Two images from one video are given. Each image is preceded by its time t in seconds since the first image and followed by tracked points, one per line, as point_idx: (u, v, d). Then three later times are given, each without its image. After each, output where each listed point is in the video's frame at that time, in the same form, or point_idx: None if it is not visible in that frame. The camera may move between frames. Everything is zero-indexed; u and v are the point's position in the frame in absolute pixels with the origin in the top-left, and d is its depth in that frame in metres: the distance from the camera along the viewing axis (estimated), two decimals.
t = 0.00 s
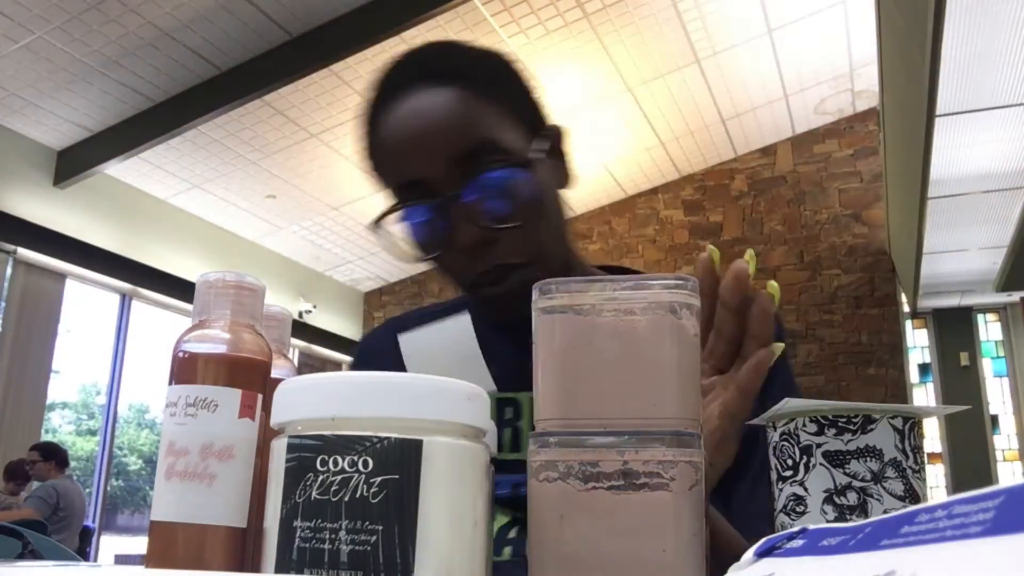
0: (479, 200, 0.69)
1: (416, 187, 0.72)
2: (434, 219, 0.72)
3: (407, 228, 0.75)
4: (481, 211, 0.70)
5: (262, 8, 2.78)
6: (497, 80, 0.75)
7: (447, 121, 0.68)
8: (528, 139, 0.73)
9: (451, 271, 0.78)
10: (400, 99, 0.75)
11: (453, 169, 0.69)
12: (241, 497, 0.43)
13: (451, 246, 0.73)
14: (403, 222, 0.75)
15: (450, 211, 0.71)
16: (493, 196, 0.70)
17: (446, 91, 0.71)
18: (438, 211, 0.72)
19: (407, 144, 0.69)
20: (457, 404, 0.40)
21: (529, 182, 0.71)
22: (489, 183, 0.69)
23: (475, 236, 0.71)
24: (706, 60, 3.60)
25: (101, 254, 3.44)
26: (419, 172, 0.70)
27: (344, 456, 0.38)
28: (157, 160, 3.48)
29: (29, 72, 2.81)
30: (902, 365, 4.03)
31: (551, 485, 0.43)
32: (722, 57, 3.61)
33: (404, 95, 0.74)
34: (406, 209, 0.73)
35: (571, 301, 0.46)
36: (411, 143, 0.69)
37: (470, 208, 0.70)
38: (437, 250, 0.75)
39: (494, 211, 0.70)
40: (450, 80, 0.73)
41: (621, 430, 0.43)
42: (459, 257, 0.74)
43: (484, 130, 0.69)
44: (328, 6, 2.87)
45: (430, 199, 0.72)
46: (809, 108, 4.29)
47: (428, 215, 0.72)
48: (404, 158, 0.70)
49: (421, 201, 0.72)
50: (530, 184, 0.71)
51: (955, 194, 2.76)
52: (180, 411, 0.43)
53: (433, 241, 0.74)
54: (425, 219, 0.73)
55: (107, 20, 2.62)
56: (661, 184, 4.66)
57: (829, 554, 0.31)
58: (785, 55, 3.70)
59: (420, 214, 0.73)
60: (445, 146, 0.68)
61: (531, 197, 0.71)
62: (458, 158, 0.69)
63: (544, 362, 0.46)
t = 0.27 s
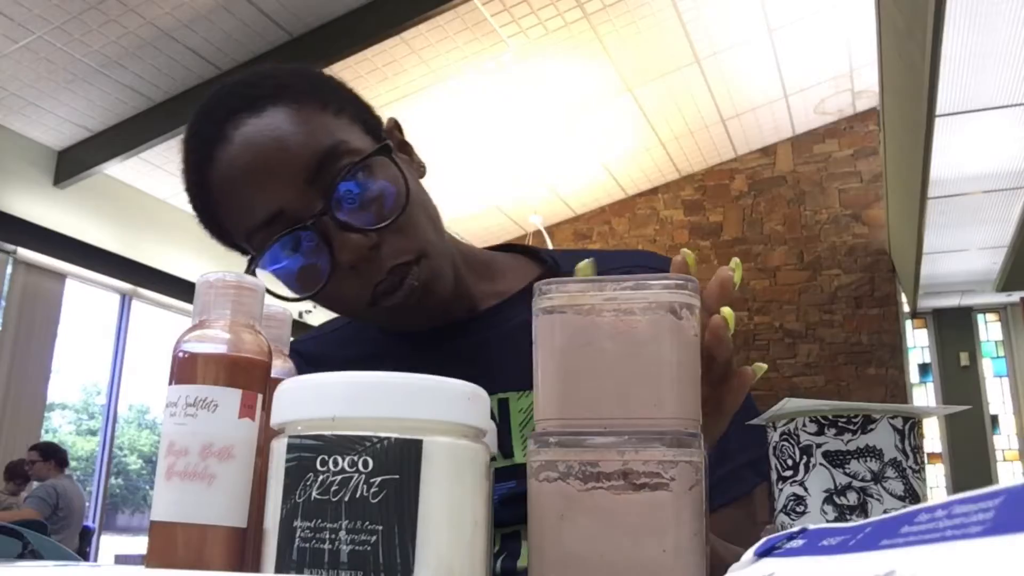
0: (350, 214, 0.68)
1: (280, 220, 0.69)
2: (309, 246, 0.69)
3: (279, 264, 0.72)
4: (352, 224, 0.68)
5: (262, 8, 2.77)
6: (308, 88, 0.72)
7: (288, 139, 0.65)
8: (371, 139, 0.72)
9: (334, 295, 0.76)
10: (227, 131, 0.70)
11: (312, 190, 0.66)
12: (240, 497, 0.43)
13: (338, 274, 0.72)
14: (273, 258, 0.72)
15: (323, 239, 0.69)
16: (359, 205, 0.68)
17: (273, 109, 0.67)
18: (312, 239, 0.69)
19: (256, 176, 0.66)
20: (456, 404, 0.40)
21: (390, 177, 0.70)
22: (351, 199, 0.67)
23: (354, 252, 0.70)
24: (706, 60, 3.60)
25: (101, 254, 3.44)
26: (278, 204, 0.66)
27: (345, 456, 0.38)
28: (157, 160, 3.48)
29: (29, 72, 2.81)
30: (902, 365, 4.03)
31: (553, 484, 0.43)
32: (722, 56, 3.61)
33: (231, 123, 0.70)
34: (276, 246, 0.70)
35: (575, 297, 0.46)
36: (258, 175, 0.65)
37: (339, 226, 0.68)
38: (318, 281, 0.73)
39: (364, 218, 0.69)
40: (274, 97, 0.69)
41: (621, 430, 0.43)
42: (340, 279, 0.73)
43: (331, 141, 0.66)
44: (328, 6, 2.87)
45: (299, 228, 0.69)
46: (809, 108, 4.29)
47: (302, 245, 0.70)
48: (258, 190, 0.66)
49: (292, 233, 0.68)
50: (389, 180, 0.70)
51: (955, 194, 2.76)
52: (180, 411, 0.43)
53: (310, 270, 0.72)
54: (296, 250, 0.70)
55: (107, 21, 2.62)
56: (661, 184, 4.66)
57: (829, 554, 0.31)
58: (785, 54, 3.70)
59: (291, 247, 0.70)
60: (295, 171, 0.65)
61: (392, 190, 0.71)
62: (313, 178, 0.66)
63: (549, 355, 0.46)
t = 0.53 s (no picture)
0: (489, 191, 0.73)
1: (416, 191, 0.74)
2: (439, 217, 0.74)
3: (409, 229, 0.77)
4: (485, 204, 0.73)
5: (262, 8, 2.78)
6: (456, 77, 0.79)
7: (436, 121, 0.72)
8: (508, 127, 0.77)
9: (454, 276, 0.80)
10: (373, 108, 0.76)
11: (453, 167, 0.72)
12: (240, 497, 0.43)
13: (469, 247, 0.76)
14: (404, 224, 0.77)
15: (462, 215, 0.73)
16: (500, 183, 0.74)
17: (426, 94, 0.74)
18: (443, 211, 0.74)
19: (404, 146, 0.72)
20: (456, 405, 0.40)
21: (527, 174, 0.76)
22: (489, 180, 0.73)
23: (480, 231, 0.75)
24: (706, 61, 3.61)
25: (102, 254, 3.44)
26: (417, 178, 0.72)
27: (345, 457, 0.38)
28: (157, 160, 3.48)
29: (29, 72, 2.81)
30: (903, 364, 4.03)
31: (553, 485, 0.43)
32: (722, 57, 3.61)
33: (378, 101, 0.76)
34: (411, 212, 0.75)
35: (573, 297, 0.46)
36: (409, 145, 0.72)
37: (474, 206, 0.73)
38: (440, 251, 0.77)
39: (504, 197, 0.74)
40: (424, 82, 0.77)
41: (619, 431, 0.43)
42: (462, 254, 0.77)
43: (473, 126, 0.72)
44: (328, 7, 2.87)
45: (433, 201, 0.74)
46: (809, 108, 4.29)
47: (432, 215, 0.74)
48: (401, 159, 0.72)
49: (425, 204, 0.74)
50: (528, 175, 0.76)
51: (954, 195, 2.76)
52: (180, 411, 0.43)
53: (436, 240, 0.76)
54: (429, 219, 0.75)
55: (108, 21, 2.62)
56: (661, 185, 4.67)
57: (829, 554, 0.31)
58: (785, 55, 3.70)
59: (422, 216, 0.75)
60: (441, 146, 0.71)
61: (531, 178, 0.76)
62: (456, 155, 0.72)
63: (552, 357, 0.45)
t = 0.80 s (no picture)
0: (694, 217, 0.67)
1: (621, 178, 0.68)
2: (628, 217, 0.68)
3: (588, 215, 0.71)
4: (688, 230, 0.68)
5: (262, 8, 2.78)
6: (716, 84, 0.73)
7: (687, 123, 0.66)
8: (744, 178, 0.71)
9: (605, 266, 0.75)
10: (622, 84, 0.71)
11: (673, 177, 0.66)
12: (240, 497, 0.43)
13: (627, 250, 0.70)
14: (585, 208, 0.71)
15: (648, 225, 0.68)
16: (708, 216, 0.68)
17: (682, 85, 0.68)
18: (639, 213, 0.68)
19: (636, 136, 0.66)
20: (457, 406, 0.40)
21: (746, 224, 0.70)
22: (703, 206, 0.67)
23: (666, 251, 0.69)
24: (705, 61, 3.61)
25: (102, 254, 3.44)
26: (635, 165, 0.66)
27: (344, 457, 0.38)
28: (157, 160, 3.48)
29: (29, 71, 2.81)
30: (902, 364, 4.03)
31: (552, 485, 0.43)
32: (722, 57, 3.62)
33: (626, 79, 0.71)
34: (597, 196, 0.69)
35: (564, 298, 0.46)
36: (638, 136, 0.66)
37: (674, 223, 0.68)
38: (610, 248, 0.71)
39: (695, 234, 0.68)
40: (685, 69, 0.71)
41: (618, 431, 0.43)
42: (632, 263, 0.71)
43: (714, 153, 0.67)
44: (328, 6, 2.87)
45: (633, 196, 0.68)
46: (808, 108, 4.29)
47: (625, 211, 0.68)
48: (621, 149, 0.67)
49: (620, 197, 0.68)
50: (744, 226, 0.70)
51: (954, 194, 2.76)
52: (180, 411, 0.43)
53: (613, 237, 0.70)
54: (615, 212, 0.69)
55: (107, 20, 2.62)
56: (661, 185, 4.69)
57: (829, 553, 0.31)
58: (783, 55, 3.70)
59: (609, 205, 0.69)
60: (675, 152, 0.65)
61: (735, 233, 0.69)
62: (687, 167, 0.66)
63: (547, 359, 0.46)
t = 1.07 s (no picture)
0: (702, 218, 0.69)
1: (633, 175, 0.69)
2: (638, 215, 0.70)
3: (598, 210, 0.73)
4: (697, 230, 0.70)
5: (262, 8, 2.78)
6: (738, 81, 0.73)
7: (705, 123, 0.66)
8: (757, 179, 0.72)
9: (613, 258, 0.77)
10: (639, 77, 0.71)
11: (684, 177, 0.68)
12: (241, 497, 0.43)
13: (636, 246, 0.72)
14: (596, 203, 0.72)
15: (657, 222, 0.70)
16: (717, 216, 0.69)
17: (700, 83, 0.68)
18: (649, 211, 0.70)
19: (649, 135, 0.66)
20: (457, 405, 0.40)
21: (755, 222, 0.72)
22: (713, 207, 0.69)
23: (675, 248, 0.71)
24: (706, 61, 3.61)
25: (101, 254, 3.44)
26: (646, 164, 0.68)
27: (345, 456, 0.38)
28: (157, 160, 3.48)
29: (29, 72, 2.81)
30: (902, 364, 4.03)
31: (552, 485, 0.43)
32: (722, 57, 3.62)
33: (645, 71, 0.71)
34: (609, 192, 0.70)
35: (557, 296, 0.46)
36: (651, 134, 0.66)
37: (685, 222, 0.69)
38: (619, 243, 0.73)
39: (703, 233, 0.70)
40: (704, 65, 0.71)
41: (618, 431, 0.43)
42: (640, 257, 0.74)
43: (727, 153, 0.67)
44: (328, 7, 2.87)
45: (644, 193, 0.69)
46: (809, 108, 4.29)
47: (636, 210, 0.70)
48: (634, 145, 0.68)
49: (632, 194, 0.69)
50: (754, 225, 0.72)
51: (954, 194, 2.76)
52: (180, 411, 0.43)
53: (624, 232, 0.72)
54: (625, 209, 0.71)
55: (108, 21, 2.62)
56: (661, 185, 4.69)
57: (828, 553, 0.31)
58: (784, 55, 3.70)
59: (620, 202, 0.71)
60: (689, 154, 0.66)
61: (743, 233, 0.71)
62: (700, 168, 0.67)
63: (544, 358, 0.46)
